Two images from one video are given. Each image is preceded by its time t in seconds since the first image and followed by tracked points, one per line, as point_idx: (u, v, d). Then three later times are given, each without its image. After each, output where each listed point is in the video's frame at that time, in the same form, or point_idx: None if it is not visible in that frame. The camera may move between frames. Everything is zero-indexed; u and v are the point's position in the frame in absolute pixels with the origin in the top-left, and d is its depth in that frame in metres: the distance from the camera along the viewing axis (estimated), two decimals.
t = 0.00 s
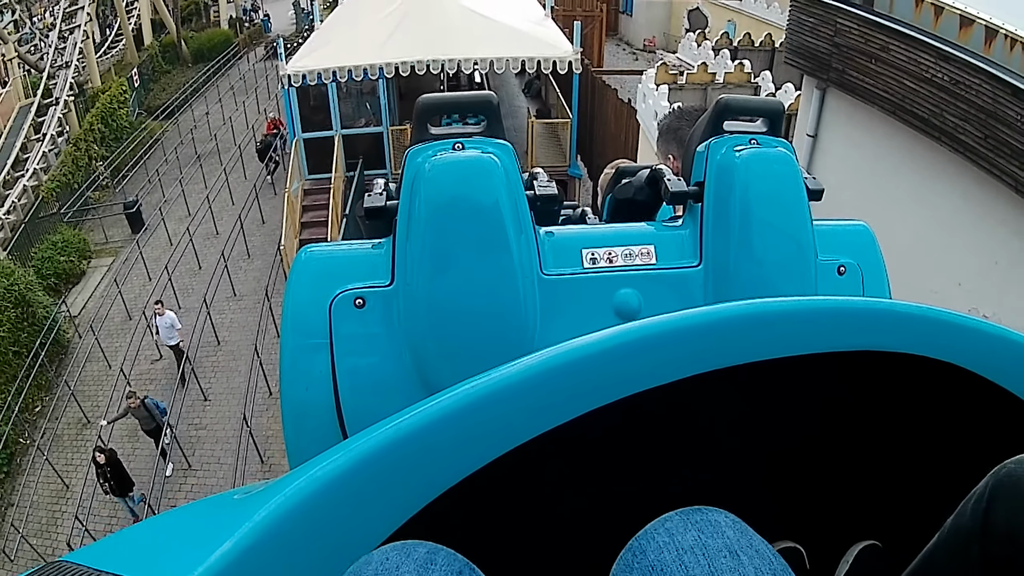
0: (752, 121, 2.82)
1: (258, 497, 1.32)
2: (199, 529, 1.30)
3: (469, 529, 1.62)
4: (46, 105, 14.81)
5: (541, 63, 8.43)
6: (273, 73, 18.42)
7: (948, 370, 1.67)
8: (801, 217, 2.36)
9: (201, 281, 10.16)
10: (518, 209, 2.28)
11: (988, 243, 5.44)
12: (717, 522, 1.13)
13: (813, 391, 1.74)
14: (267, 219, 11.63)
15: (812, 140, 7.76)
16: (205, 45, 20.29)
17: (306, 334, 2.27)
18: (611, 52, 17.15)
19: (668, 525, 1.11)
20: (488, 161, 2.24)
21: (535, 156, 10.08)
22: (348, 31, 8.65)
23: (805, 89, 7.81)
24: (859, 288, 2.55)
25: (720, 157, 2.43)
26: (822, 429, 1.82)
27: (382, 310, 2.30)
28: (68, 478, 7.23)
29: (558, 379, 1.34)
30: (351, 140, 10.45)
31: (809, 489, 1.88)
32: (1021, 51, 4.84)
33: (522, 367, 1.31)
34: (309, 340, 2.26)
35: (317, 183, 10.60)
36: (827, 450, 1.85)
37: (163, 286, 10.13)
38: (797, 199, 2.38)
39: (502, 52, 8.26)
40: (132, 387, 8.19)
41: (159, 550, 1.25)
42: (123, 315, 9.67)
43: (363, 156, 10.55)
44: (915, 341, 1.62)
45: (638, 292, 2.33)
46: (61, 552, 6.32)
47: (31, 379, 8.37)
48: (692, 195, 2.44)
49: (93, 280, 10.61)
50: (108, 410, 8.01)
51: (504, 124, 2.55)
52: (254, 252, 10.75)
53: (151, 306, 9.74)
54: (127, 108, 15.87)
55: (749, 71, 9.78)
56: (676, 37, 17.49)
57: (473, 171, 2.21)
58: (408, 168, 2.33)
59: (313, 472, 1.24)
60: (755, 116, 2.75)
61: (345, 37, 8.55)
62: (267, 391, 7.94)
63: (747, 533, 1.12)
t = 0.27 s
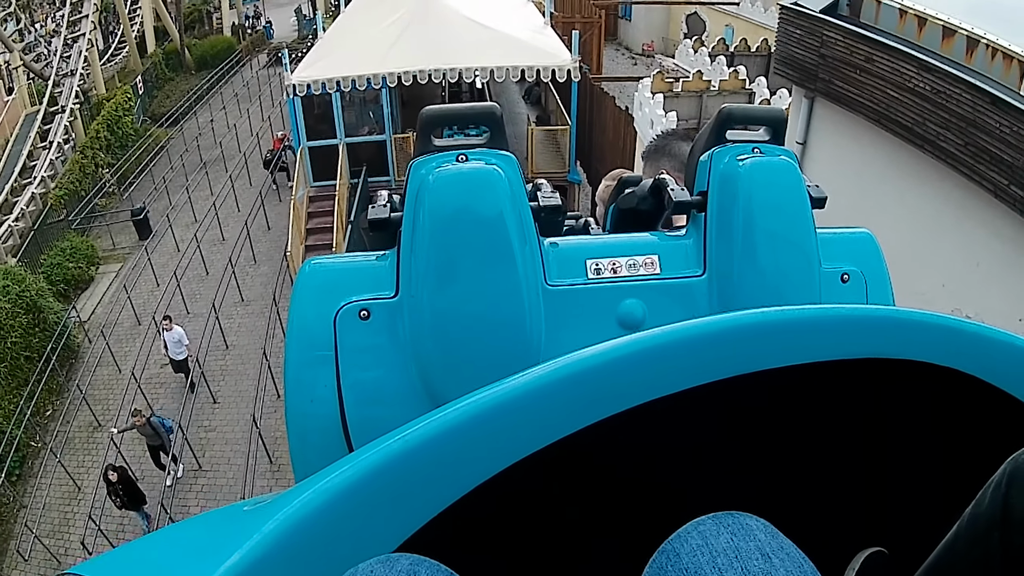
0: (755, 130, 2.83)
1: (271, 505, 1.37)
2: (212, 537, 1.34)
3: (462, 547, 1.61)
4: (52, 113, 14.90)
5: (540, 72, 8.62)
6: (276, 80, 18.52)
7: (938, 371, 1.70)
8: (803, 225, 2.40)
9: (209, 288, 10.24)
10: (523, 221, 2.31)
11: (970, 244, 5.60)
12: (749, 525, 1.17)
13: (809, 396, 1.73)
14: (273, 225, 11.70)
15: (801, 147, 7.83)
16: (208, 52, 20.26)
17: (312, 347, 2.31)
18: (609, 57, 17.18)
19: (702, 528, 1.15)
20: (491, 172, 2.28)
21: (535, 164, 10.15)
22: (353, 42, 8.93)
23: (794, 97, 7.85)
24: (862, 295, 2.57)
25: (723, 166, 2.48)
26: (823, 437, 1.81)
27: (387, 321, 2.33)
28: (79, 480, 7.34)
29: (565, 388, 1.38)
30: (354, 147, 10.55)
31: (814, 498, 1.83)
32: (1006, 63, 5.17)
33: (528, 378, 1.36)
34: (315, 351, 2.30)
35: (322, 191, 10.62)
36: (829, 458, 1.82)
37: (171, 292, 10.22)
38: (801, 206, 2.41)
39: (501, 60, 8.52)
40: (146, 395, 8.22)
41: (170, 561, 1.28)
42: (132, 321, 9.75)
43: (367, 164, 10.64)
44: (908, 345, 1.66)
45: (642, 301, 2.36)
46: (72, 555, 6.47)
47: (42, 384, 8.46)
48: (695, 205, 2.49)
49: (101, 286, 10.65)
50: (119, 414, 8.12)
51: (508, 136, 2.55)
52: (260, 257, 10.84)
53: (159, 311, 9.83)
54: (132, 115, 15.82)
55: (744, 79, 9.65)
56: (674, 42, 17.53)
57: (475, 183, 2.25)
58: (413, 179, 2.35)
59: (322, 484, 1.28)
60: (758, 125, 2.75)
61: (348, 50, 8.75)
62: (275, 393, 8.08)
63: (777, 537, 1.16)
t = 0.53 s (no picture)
0: (757, 136, 2.83)
1: (275, 515, 1.35)
2: (217, 545, 1.32)
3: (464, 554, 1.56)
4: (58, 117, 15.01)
5: (540, 78, 8.75)
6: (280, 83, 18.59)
7: (942, 377, 1.65)
8: (805, 232, 2.42)
9: (216, 290, 10.35)
10: (526, 228, 2.33)
11: (955, 246, 6.06)
12: (751, 531, 1.27)
13: (811, 402, 1.69)
14: (278, 228, 11.79)
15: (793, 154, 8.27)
16: (211, 56, 20.05)
17: (316, 355, 2.33)
18: (610, 59, 17.20)
19: (705, 534, 1.25)
20: (494, 180, 2.31)
21: (536, 168, 10.21)
22: (356, 48, 9.07)
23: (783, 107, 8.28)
24: (865, 301, 2.58)
25: (725, 174, 2.53)
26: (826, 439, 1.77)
27: (390, 329, 2.35)
28: (90, 477, 7.54)
29: (568, 399, 1.34)
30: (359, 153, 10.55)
31: (817, 501, 1.80)
32: (987, 73, 5.72)
33: (529, 389, 1.32)
34: (318, 360, 2.32)
35: (326, 196, 10.69)
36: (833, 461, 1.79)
37: (179, 295, 10.33)
38: (803, 213, 2.45)
39: (501, 66, 8.59)
40: (156, 396, 8.41)
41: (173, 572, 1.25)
42: (141, 322, 9.86)
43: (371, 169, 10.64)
44: (911, 352, 1.60)
45: (645, 309, 2.38)
46: (84, 552, 6.70)
47: (53, 385, 8.63)
48: (697, 212, 2.54)
49: (109, 288, 10.73)
50: (129, 413, 8.29)
51: (510, 143, 2.58)
52: (266, 260, 10.94)
53: (168, 313, 9.93)
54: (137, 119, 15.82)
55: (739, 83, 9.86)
56: (674, 44, 17.59)
57: (479, 190, 2.28)
58: (416, 187, 2.40)
59: (326, 492, 1.24)
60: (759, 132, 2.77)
61: (352, 57, 8.88)
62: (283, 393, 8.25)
63: (780, 542, 1.26)
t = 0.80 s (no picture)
0: (756, 139, 2.88)
1: (272, 520, 1.34)
2: (215, 547, 1.32)
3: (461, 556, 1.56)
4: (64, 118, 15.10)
5: (540, 80, 8.83)
6: (283, 83, 18.65)
7: (940, 377, 1.69)
8: (805, 235, 2.46)
9: (223, 288, 10.43)
10: (527, 232, 2.37)
11: (937, 248, 6.17)
12: (752, 532, 1.23)
13: (811, 404, 1.69)
14: (283, 227, 11.85)
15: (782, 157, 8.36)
16: (214, 56, 20.33)
17: (319, 358, 2.37)
18: (609, 58, 17.24)
19: (705, 535, 1.21)
20: (496, 183, 2.34)
21: (535, 169, 10.28)
22: (358, 51, 9.16)
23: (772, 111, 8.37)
24: (866, 303, 2.62)
25: (727, 175, 2.56)
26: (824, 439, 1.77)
27: (393, 334, 2.40)
28: (101, 472, 7.68)
29: (571, 398, 1.35)
30: (363, 154, 10.59)
31: (818, 501, 1.80)
32: (969, 78, 5.79)
33: (535, 389, 1.33)
34: (320, 364, 2.36)
35: (331, 196, 10.75)
36: (832, 462, 1.79)
37: (187, 293, 10.40)
38: (804, 216, 2.48)
39: (501, 70, 8.67)
40: (166, 393, 8.50)
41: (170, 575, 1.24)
42: (149, 320, 9.94)
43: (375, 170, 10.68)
44: (911, 351, 1.64)
45: (647, 312, 2.42)
46: (96, 545, 6.84)
47: (63, 383, 8.80)
48: (698, 215, 2.58)
49: (117, 287, 10.79)
50: (139, 410, 8.40)
51: (511, 147, 2.61)
52: (272, 259, 11.01)
53: (176, 311, 10.02)
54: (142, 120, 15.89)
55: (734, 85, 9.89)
56: (673, 43, 17.63)
57: (480, 193, 2.31)
58: (418, 190, 2.43)
59: (329, 494, 1.23)
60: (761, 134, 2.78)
61: (355, 60, 8.97)
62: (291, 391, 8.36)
63: (781, 542, 1.21)
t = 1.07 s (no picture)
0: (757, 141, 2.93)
1: (280, 521, 1.40)
2: (224, 548, 1.40)
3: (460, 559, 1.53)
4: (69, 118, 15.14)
5: (540, 81, 8.94)
6: (286, 82, 18.69)
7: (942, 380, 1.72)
8: (807, 236, 2.49)
9: (230, 286, 10.50)
10: (530, 235, 2.40)
11: (922, 247, 6.23)
12: (755, 535, 1.17)
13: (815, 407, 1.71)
14: (288, 225, 11.89)
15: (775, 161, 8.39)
16: (217, 55, 20.32)
17: (321, 361, 2.40)
18: (609, 56, 17.30)
19: (707, 538, 1.16)
20: (498, 187, 2.37)
21: (535, 167, 10.32)
22: (359, 52, 9.21)
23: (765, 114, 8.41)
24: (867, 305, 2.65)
25: (729, 177, 2.58)
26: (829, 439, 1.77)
27: (397, 337, 2.43)
28: (112, 465, 7.75)
29: (570, 403, 1.42)
30: (367, 154, 10.62)
31: (822, 503, 1.81)
32: (953, 84, 5.77)
33: (536, 393, 1.39)
34: (324, 368, 2.38)
35: (335, 195, 10.81)
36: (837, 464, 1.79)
37: (194, 291, 10.48)
38: (806, 218, 2.50)
39: (504, 70, 8.80)
40: (175, 390, 8.56)
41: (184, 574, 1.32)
42: (157, 317, 10.04)
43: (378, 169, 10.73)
44: (911, 354, 1.67)
45: (649, 314, 2.45)
46: (108, 538, 6.94)
47: (73, 379, 8.88)
48: (700, 218, 2.58)
49: (124, 286, 10.83)
50: (148, 406, 8.49)
51: (514, 150, 2.64)
52: (277, 256, 11.06)
53: (183, 309, 10.10)
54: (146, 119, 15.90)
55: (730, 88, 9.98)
56: (673, 41, 17.67)
57: (484, 198, 2.34)
58: (420, 194, 2.46)
59: (333, 497, 1.31)
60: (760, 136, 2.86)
61: (357, 62, 9.03)
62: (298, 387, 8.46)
63: (783, 546, 1.16)
